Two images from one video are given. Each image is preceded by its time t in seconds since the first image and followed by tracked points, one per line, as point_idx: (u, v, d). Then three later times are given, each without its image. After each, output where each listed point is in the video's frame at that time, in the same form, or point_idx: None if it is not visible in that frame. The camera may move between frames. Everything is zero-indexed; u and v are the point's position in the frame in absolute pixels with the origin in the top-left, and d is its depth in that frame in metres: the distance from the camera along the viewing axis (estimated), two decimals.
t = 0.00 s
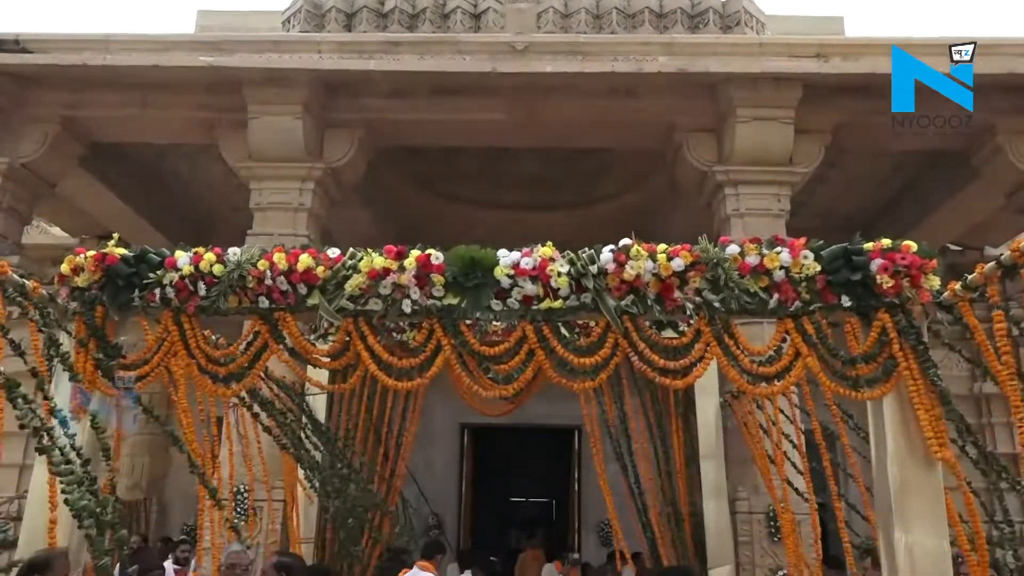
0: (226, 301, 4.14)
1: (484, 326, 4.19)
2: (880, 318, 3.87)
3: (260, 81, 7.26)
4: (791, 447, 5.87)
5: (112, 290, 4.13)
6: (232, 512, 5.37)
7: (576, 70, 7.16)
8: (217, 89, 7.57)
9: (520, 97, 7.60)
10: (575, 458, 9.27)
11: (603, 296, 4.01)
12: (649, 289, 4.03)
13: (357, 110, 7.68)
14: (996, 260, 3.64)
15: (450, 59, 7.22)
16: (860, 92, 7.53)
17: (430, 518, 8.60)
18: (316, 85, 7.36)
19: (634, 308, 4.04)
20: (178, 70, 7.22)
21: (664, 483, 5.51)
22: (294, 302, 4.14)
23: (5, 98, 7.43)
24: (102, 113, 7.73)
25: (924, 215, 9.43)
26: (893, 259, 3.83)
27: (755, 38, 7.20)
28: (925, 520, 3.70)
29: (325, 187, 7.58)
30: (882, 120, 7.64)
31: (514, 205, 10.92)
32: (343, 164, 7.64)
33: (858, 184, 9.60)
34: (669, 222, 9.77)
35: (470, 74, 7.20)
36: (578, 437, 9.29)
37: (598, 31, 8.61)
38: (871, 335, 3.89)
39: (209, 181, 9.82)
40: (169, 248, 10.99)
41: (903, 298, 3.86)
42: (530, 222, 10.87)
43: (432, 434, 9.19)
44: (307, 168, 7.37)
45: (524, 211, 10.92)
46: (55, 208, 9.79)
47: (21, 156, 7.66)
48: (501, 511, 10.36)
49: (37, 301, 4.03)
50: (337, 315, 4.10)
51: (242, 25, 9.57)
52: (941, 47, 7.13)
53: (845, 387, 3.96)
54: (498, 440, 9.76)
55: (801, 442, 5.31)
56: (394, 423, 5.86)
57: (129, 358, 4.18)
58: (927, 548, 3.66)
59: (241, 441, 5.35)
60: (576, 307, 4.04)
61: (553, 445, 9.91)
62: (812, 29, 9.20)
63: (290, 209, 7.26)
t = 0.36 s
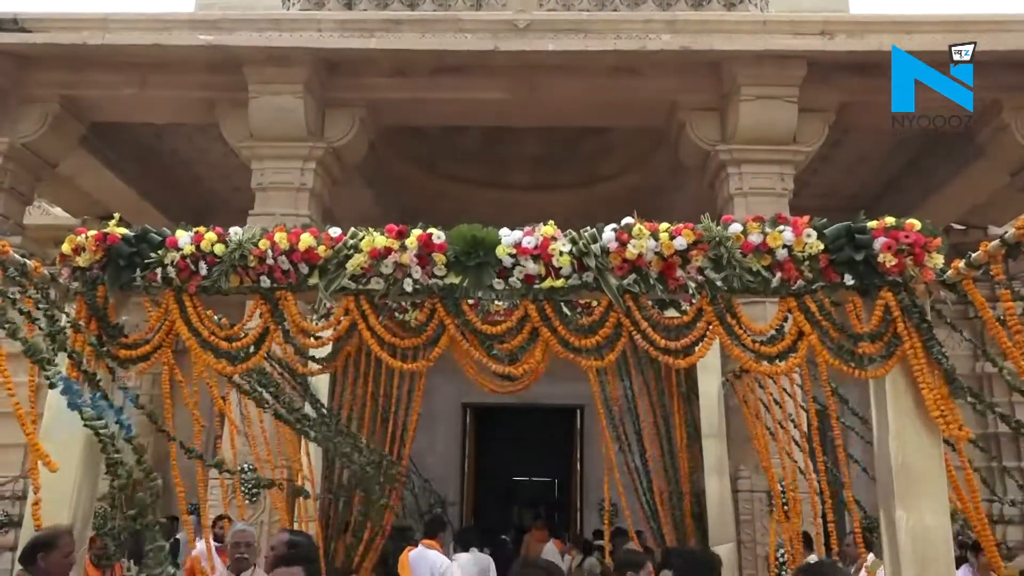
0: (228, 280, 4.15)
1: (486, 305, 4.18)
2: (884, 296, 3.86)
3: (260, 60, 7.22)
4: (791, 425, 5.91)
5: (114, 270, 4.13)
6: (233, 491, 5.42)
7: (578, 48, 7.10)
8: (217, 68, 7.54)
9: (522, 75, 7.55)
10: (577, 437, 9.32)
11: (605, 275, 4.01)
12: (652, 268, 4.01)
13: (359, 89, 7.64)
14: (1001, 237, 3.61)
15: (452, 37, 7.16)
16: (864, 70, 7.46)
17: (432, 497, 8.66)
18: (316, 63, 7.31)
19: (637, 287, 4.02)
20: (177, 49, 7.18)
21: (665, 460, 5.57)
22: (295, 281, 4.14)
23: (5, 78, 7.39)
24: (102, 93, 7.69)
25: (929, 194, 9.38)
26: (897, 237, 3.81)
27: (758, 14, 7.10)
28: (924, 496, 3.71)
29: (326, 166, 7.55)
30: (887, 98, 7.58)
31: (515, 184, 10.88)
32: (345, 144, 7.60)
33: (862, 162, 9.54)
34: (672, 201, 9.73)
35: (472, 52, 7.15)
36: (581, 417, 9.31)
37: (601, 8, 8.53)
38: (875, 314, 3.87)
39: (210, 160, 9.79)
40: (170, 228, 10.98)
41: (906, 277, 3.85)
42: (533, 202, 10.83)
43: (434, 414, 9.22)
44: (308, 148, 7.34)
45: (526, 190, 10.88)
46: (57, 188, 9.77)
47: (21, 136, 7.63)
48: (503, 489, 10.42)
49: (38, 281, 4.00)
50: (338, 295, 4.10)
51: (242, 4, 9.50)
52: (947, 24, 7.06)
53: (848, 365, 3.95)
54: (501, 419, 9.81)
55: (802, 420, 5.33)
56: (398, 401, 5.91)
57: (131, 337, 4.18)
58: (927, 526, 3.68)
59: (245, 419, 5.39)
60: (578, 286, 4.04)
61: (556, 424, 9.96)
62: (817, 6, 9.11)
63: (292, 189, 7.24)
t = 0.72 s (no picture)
0: (229, 260, 4.14)
1: (487, 285, 4.18)
2: (885, 276, 3.86)
3: (259, 38, 7.16)
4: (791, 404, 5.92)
5: (114, 249, 4.12)
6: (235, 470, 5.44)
7: (580, 26, 7.04)
8: (217, 46, 7.48)
9: (523, 53, 7.50)
10: (578, 416, 9.35)
11: (607, 254, 4.00)
12: (653, 247, 4.00)
13: (359, 68, 7.59)
14: (1004, 216, 3.58)
15: (453, 15, 7.09)
16: (869, 48, 7.39)
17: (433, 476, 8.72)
18: (316, 42, 7.26)
19: (638, 267, 4.03)
20: (176, 27, 7.13)
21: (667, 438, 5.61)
22: (296, 260, 4.14)
23: (3, 56, 7.35)
24: (101, 72, 7.65)
25: (932, 173, 9.34)
26: (899, 217, 3.79)
27: None
28: (923, 475, 3.72)
29: (326, 146, 7.51)
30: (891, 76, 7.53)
31: (516, 163, 10.83)
32: (345, 123, 7.54)
33: (865, 141, 9.48)
34: (674, 180, 9.68)
35: (473, 30, 7.09)
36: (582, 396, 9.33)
37: None
38: (877, 293, 3.87)
39: (210, 139, 9.74)
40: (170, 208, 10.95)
41: (908, 256, 3.84)
42: (534, 180, 10.78)
43: (435, 393, 9.24)
44: (308, 127, 7.30)
45: (527, 170, 10.82)
46: (57, 168, 9.74)
47: (20, 115, 7.59)
48: (503, 467, 10.49)
49: (39, 261, 3.99)
50: (339, 274, 4.11)
51: None
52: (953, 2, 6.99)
53: (848, 345, 3.95)
54: (502, 398, 9.84)
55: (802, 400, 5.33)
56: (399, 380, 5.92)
57: (133, 317, 4.18)
58: (927, 505, 3.69)
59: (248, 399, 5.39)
60: (579, 265, 4.04)
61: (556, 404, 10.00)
62: None
63: (292, 169, 7.22)
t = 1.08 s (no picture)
0: (232, 239, 4.14)
1: (491, 265, 4.18)
2: (890, 256, 3.84)
3: (261, 17, 7.10)
4: (793, 383, 5.92)
5: (116, 229, 4.12)
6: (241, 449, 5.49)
7: (584, 4, 6.97)
8: (218, 25, 7.43)
9: (527, 32, 7.44)
10: (581, 396, 9.40)
11: (610, 234, 3.99)
12: (657, 227, 3.99)
13: (361, 47, 7.54)
14: (1010, 195, 3.55)
15: None
16: (875, 26, 7.32)
17: (436, 455, 8.78)
18: (318, 20, 7.21)
19: (642, 246, 4.02)
20: (177, 5, 7.08)
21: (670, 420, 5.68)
22: (300, 240, 4.13)
23: (4, 35, 7.31)
24: (102, 51, 7.61)
25: (937, 153, 9.29)
26: (905, 196, 3.77)
27: None
28: (927, 455, 3.73)
29: (329, 125, 7.48)
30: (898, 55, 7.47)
31: (519, 142, 10.78)
32: (348, 103, 7.49)
33: (870, 120, 9.42)
34: (678, 160, 9.63)
35: (476, 8, 7.04)
36: (584, 376, 9.35)
37: None
38: (881, 273, 3.86)
39: (212, 119, 9.71)
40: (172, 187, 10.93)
41: (914, 236, 3.81)
42: (537, 160, 10.73)
43: (439, 374, 9.26)
44: (310, 107, 7.27)
45: (530, 149, 10.77)
46: (59, 147, 9.72)
47: (21, 95, 7.57)
48: (506, 447, 10.54)
49: (42, 240, 3.99)
50: (342, 254, 4.10)
51: None
52: None
53: (852, 325, 3.95)
54: (506, 378, 9.90)
55: (806, 380, 5.33)
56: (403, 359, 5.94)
57: (136, 297, 4.19)
58: (930, 485, 3.70)
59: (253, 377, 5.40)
60: (583, 244, 4.03)
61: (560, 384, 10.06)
62: None
63: (295, 149, 7.19)
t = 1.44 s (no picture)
0: (235, 220, 4.13)
1: (495, 246, 4.18)
2: (895, 235, 3.82)
3: None
4: (797, 363, 5.90)
5: (121, 210, 4.13)
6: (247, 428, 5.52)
7: None
8: (220, 5, 7.40)
9: (530, 11, 7.39)
10: (585, 377, 9.41)
11: (614, 214, 3.98)
12: (662, 207, 3.97)
13: (364, 27, 7.50)
14: (1017, 174, 3.51)
15: None
16: (881, 4, 7.28)
17: (440, 435, 8.88)
18: None
19: (646, 227, 4.00)
20: None
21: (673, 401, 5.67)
22: (303, 221, 4.12)
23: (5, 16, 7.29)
24: (104, 31, 7.58)
25: (944, 132, 9.22)
26: (910, 175, 3.74)
27: None
28: (931, 436, 3.74)
29: (332, 106, 7.45)
30: (905, 33, 7.41)
31: (522, 123, 10.74)
32: (351, 83, 7.45)
33: (877, 99, 9.35)
34: (683, 140, 9.58)
35: None
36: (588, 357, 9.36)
37: None
38: (886, 252, 3.84)
39: (214, 100, 9.69)
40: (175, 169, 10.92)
41: (919, 216, 3.79)
42: (541, 141, 10.68)
43: (443, 356, 9.28)
44: (313, 88, 7.23)
45: (533, 130, 10.73)
46: (61, 128, 9.71)
47: (23, 77, 7.55)
48: (509, 428, 10.59)
49: (47, 221, 4.01)
50: (346, 235, 4.09)
51: None
52: None
53: (856, 305, 3.94)
54: (511, 360, 9.93)
55: (811, 359, 5.31)
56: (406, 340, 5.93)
57: (142, 278, 4.20)
58: (934, 466, 3.72)
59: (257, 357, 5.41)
60: (587, 225, 4.02)
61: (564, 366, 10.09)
62: None
63: (298, 130, 7.17)
